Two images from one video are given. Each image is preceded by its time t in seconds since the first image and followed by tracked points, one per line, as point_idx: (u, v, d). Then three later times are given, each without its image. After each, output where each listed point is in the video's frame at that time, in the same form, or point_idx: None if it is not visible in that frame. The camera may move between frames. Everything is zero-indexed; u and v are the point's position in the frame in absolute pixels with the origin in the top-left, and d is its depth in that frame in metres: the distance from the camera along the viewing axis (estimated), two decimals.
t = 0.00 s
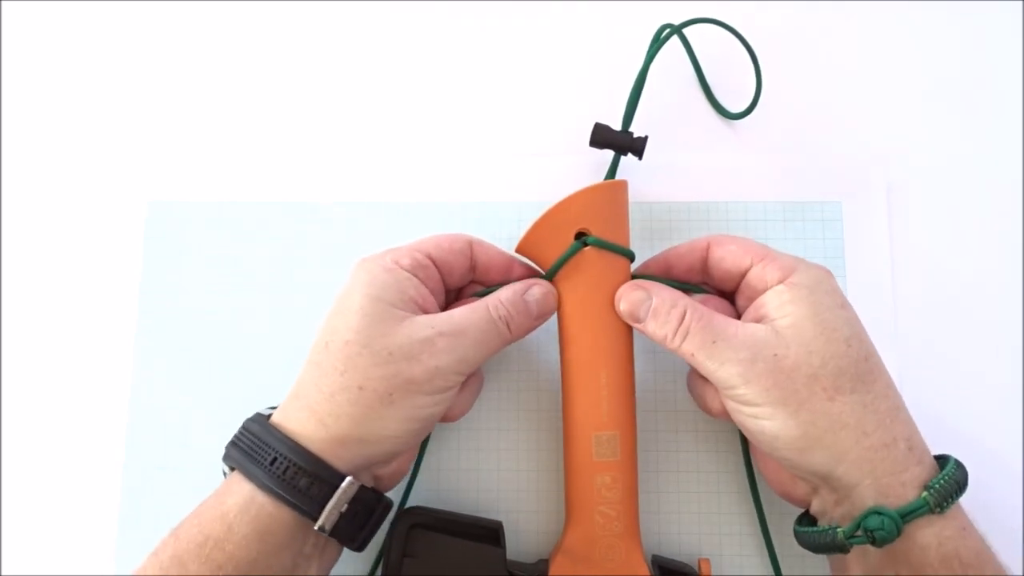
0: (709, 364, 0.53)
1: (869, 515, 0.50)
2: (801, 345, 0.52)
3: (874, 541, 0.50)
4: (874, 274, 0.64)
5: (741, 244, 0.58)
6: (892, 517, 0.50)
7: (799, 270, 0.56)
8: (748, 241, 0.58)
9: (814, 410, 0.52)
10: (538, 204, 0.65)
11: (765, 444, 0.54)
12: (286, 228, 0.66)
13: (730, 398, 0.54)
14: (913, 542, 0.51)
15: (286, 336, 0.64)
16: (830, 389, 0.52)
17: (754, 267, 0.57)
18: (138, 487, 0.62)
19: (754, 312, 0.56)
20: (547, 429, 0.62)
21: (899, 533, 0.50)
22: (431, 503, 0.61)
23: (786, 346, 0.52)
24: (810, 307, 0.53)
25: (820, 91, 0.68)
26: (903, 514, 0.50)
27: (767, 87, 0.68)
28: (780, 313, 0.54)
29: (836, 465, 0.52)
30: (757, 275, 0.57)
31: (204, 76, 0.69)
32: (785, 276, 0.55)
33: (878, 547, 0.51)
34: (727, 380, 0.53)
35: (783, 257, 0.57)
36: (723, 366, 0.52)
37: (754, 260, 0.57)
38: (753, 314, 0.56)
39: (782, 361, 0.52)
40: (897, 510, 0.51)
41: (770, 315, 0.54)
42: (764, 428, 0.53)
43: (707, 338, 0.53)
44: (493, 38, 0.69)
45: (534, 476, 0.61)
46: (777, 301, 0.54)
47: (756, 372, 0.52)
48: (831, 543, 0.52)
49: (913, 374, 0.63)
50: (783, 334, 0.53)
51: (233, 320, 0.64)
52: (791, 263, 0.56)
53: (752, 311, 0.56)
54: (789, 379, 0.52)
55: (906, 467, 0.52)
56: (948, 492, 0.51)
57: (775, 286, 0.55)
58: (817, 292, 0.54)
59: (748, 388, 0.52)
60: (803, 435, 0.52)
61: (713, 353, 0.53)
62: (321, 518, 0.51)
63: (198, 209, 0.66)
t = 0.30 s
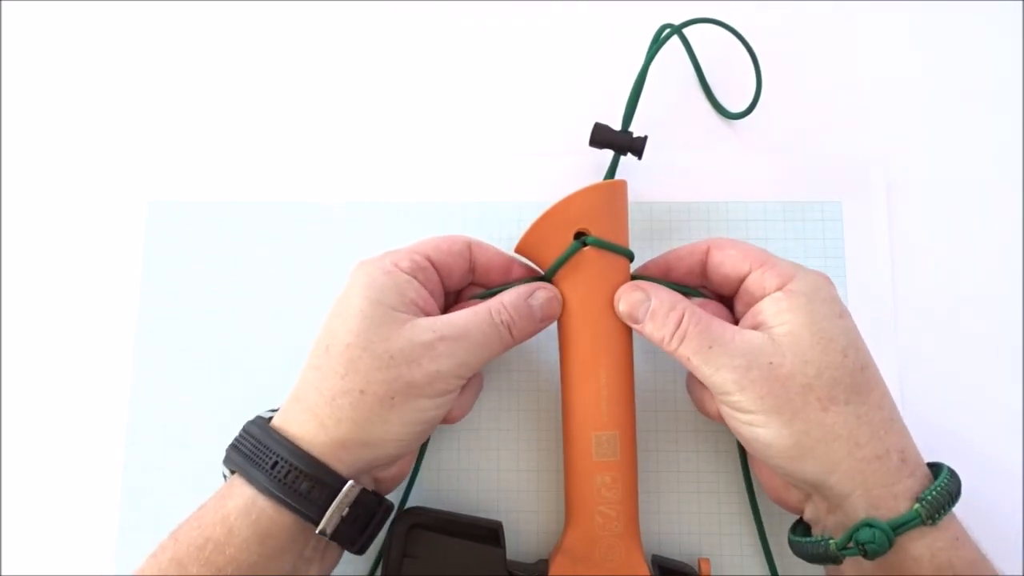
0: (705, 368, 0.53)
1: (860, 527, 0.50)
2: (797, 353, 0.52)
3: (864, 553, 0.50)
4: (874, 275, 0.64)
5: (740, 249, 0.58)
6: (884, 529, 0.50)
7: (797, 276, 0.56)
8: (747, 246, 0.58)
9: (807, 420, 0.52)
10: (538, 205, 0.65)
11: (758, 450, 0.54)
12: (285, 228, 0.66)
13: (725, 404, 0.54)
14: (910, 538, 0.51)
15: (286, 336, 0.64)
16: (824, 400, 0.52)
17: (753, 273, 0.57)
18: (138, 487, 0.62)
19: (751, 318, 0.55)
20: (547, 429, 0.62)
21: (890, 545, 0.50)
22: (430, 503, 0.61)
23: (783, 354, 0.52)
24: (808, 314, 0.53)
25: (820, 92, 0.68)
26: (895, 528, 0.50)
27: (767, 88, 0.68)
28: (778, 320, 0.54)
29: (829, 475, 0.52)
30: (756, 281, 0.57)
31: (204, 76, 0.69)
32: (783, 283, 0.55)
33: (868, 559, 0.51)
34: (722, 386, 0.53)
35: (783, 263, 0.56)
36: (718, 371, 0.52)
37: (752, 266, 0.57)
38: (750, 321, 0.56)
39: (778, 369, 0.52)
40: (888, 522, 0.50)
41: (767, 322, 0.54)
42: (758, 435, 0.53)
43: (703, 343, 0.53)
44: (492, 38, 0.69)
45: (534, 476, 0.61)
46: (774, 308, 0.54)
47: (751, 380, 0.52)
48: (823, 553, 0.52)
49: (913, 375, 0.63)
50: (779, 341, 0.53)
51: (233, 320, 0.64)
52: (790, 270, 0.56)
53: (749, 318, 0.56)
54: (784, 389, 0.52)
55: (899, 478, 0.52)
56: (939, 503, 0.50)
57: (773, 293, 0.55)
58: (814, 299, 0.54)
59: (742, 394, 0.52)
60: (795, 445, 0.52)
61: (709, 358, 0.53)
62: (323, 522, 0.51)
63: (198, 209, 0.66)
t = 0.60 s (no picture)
0: (702, 370, 0.53)
1: (856, 532, 0.50)
2: (794, 357, 0.52)
3: (862, 558, 0.50)
4: (874, 274, 0.64)
5: (739, 250, 0.58)
6: (880, 534, 0.50)
7: (796, 278, 0.56)
8: (746, 248, 0.58)
9: (804, 424, 0.52)
10: (538, 204, 0.65)
11: (755, 453, 0.54)
12: (285, 228, 0.66)
13: (723, 406, 0.54)
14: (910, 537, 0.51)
15: (286, 336, 0.64)
16: (821, 404, 0.52)
17: (751, 274, 0.57)
18: (139, 487, 0.62)
19: (750, 320, 0.55)
20: (547, 429, 0.62)
21: (887, 549, 0.50)
22: (430, 503, 0.61)
23: (780, 357, 0.52)
24: (806, 318, 0.53)
25: (820, 91, 0.68)
26: (891, 531, 0.50)
27: (767, 87, 0.68)
28: (776, 323, 0.54)
29: (827, 479, 0.52)
30: (754, 283, 0.57)
31: (204, 76, 0.69)
32: (781, 285, 0.55)
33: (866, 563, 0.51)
34: (720, 389, 0.53)
35: (782, 265, 0.56)
36: (716, 374, 0.52)
37: (751, 267, 0.57)
38: (749, 322, 0.55)
39: (775, 373, 0.52)
40: (885, 526, 0.50)
41: (765, 324, 0.54)
42: (755, 438, 0.53)
43: (701, 345, 0.53)
44: (492, 38, 0.69)
45: (534, 476, 0.61)
46: (772, 310, 0.54)
47: (748, 383, 0.52)
48: (819, 557, 0.52)
49: (912, 374, 0.63)
50: (777, 344, 0.53)
51: (233, 320, 0.64)
52: (788, 272, 0.56)
53: (747, 321, 0.56)
54: (781, 392, 0.52)
55: (895, 483, 0.52)
56: (938, 506, 0.50)
57: (771, 295, 0.55)
58: (813, 301, 0.54)
59: (740, 397, 0.52)
60: (792, 448, 0.52)
61: (707, 360, 0.53)
62: (326, 522, 0.51)
63: (198, 210, 0.66)
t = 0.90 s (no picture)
0: (701, 370, 0.53)
1: (855, 533, 0.50)
2: (794, 357, 0.52)
3: (860, 558, 0.50)
4: (872, 275, 0.64)
5: (739, 250, 0.58)
6: (880, 534, 0.50)
7: (796, 278, 0.55)
8: (747, 247, 0.58)
9: (803, 424, 0.51)
10: (538, 204, 0.65)
11: (754, 453, 0.54)
12: (286, 228, 0.66)
13: (722, 406, 0.54)
14: (912, 537, 0.51)
15: (286, 337, 0.64)
16: (821, 404, 0.52)
17: (751, 274, 0.57)
18: (139, 487, 0.62)
19: (750, 321, 0.55)
20: (547, 429, 0.62)
21: (886, 549, 0.50)
22: (430, 504, 0.61)
23: (779, 357, 0.52)
24: (806, 317, 0.53)
25: (820, 91, 0.68)
26: (890, 532, 0.50)
27: (766, 87, 0.68)
28: (776, 323, 0.54)
29: (826, 478, 0.52)
30: (753, 283, 0.56)
31: (205, 77, 0.70)
32: (781, 284, 0.55)
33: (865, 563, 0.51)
34: (719, 389, 0.53)
35: (782, 265, 0.56)
36: (715, 374, 0.52)
37: (751, 267, 0.57)
38: (749, 322, 0.55)
39: (774, 372, 0.52)
40: (884, 527, 0.50)
41: (765, 325, 0.54)
42: (754, 438, 0.53)
43: (700, 344, 0.53)
44: (492, 38, 0.70)
45: (534, 476, 0.61)
46: (772, 311, 0.54)
47: (747, 383, 0.52)
48: (818, 557, 0.52)
49: (912, 375, 0.63)
50: (776, 344, 0.52)
51: (233, 321, 0.64)
52: (788, 272, 0.56)
53: (747, 321, 0.56)
54: (780, 393, 0.51)
55: (893, 484, 0.52)
56: (937, 507, 0.50)
57: (771, 295, 0.55)
58: (815, 302, 0.54)
59: (738, 397, 0.52)
60: (791, 448, 0.52)
61: (706, 359, 0.52)
62: (326, 522, 0.51)
63: (199, 209, 0.66)
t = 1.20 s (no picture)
0: (701, 370, 0.53)
1: (855, 533, 0.50)
2: (794, 357, 0.52)
3: (860, 559, 0.50)
4: (872, 275, 0.64)
5: (740, 250, 0.58)
6: (880, 535, 0.50)
7: (797, 278, 0.55)
8: (747, 247, 0.58)
9: (803, 424, 0.51)
10: (539, 204, 0.65)
11: (754, 453, 0.54)
12: (286, 228, 0.66)
13: (722, 406, 0.54)
14: (912, 537, 0.51)
15: (286, 337, 0.64)
16: (821, 405, 0.52)
17: (751, 274, 0.57)
18: (139, 487, 0.62)
19: (750, 321, 0.55)
20: (547, 429, 0.62)
21: (886, 550, 0.50)
22: (430, 504, 0.61)
23: (779, 357, 0.52)
24: (807, 317, 0.53)
25: (819, 91, 0.68)
26: (890, 532, 0.50)
27: (767, 87, 0.68)
28: (776, 323, 0.54)
29: (826, 479, 0.52)
30: (754, 283, 0.56)
31: (205, 77, 0.70)
32: (781, 284, 0.55)
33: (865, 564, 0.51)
34: (719, 389, 0.53)
35: (782, 265, 0.56)
36: (715, 374, 0.52)
37: (751, 267, 0.57)
38: (749, 322, 0.55)
39: (774, 372, 0.52)
40: (885, 528, 0.50)
41: (765, 325, 0.54)
42: (755, 439, 0.53)
43: (700, 344, 0.53)
44: (492, 38, 0.70)
45: (534, 476, 0.61)
46: (772, 311, 0.54)
47: (747, 383, 0.52)
48: (818, 557, 0.52)
49: (912, 375, 0.63)
50: (776, 344, 0.52)
51: (233, 321, 0.64)
52: (789, 272, 0.56)
53: (748, 321, 0.56)
54: (780, 393, 0.51)
55: (893, 484, 0.52)
56: (937, 507, 0.50)
57: (771, 295, 0.55)
58: (816, 302, 0.54)
59: (738, 397, 0.52)
60: (791, 448, 0.52)
61: (706, 359, 0.52)
62: (326, 523, 0.51)
63: (199, 209, 0.66)
